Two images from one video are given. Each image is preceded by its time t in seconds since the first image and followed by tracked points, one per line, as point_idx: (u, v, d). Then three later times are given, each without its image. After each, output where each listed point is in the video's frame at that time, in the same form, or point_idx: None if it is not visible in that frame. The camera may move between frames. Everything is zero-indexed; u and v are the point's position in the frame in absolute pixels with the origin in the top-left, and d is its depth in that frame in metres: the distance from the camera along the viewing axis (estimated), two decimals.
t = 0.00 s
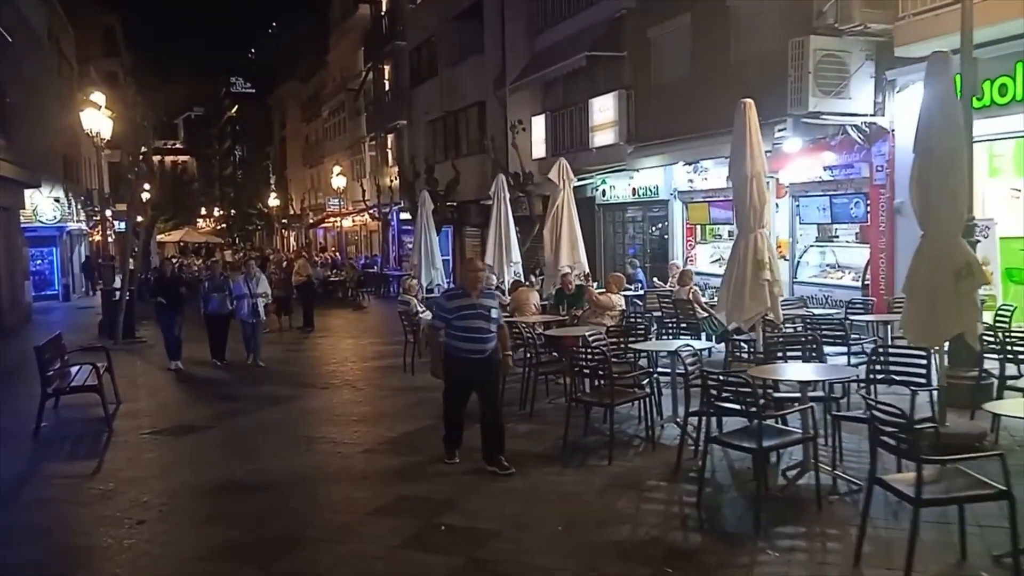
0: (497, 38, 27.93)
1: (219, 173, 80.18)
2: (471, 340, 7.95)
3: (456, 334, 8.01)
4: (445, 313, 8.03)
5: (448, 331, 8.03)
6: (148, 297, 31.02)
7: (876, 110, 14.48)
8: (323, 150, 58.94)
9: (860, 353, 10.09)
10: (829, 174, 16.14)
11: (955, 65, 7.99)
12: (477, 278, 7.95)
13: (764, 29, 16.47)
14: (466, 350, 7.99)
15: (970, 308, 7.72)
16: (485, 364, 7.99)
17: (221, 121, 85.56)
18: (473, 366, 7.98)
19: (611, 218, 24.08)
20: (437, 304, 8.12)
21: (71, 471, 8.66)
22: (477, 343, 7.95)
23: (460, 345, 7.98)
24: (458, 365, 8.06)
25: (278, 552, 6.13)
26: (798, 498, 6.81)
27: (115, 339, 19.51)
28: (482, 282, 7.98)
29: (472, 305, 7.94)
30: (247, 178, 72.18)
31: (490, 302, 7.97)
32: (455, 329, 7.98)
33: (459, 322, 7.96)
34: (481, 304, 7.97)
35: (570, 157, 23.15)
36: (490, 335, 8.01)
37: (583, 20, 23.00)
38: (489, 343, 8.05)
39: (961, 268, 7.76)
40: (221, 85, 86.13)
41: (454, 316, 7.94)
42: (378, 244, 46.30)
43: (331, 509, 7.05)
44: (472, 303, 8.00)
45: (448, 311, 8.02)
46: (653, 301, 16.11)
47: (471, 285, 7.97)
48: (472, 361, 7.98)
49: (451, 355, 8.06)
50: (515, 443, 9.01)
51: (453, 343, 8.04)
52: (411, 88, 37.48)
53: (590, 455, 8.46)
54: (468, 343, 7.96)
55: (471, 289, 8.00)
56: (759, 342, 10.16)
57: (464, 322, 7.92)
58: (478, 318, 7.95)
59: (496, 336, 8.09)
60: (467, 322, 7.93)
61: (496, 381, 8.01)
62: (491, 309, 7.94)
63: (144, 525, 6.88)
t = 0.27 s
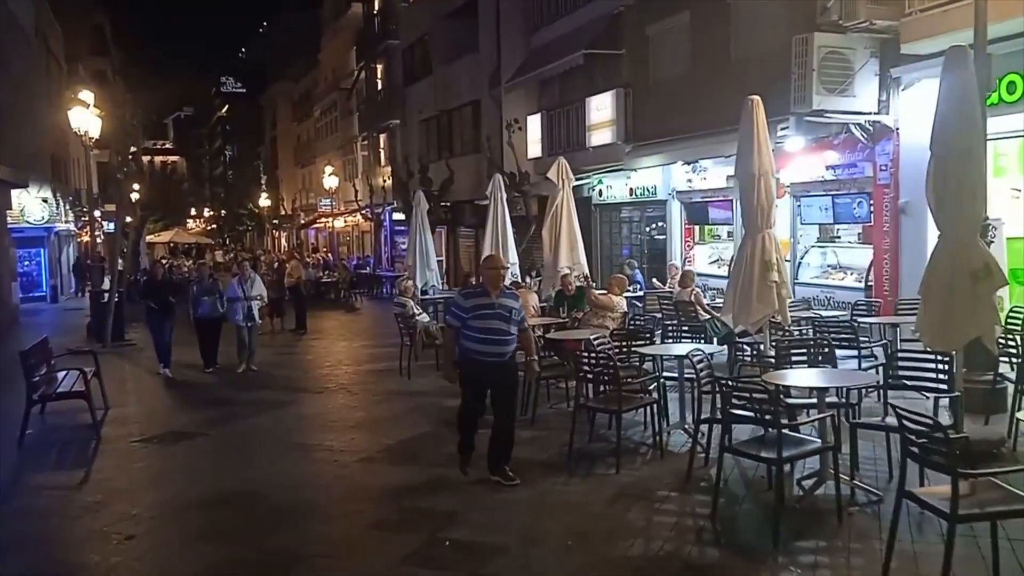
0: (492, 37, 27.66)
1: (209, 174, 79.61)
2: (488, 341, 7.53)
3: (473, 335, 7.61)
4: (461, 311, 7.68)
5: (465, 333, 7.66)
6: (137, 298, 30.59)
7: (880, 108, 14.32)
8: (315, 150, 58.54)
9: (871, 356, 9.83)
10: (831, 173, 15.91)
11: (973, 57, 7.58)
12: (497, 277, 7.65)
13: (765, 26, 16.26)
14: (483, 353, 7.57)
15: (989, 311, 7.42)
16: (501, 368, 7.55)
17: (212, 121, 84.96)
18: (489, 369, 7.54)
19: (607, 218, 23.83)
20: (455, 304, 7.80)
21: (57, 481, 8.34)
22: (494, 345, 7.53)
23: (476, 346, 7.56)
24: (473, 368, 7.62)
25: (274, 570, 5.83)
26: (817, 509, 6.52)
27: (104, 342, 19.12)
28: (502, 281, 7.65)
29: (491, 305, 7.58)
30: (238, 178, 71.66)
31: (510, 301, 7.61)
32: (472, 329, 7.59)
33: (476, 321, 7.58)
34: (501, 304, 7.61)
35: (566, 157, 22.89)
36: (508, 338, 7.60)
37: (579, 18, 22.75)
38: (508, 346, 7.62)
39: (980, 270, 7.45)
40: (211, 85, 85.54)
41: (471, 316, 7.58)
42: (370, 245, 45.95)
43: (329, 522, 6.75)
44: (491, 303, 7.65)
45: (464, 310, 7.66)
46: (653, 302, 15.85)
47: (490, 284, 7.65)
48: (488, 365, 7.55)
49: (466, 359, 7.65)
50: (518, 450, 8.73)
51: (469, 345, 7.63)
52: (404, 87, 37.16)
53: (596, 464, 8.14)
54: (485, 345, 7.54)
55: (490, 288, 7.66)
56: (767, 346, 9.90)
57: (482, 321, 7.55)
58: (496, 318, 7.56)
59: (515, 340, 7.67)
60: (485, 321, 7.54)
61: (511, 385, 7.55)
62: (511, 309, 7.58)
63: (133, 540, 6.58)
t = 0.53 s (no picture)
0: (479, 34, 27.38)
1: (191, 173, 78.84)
2: (492, 353, 6.92)
3: (475, 347, 6.99)
4: (461, 321, 7.04)
5: (465, 345, 7.03)
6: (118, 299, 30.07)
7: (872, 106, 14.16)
8: (299, 150, 58.04)
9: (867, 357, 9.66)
10: (822, 172, 15.77)
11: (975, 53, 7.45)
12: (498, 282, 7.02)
13: (756, 24, 16.09)
14: (488, 366, 6.95)
15: (992, 311, 7.23)
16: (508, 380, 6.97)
17: (193, 120, 84.11)
18: (493, 383, 6.93)
19: (595, 217, 23.64)
20: (452, 314, 7.14)
21: (30, 491, 8.01)
22: (498, 356, 6.93)
23: (480, 359, 6.94)
24: (475, 382, 6.99)
25: None
26: (821, 518, 6.31)
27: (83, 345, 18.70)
28: (503, 287, 7.05)
29: (494, 313, 6.97)
30: (221, 178, 70.95)
31: (513, 308, 7.03)
32: (473, 340, 6.96)
33: (478, 332, 6.96)
34: (503, 311, 7.01)
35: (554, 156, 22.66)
36: (513, 346, 7.03)
37: (567, 15, 22.52)
38: (512, 356, 7.03)
39: (983, 269, 7.27)
40: (193, 84, 84.67)
41: (474, 327, 6.93)
42: (355, 245, 45.57)
43: (314, 533, 6.49)
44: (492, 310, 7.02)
45: (464, 320, 7.03)
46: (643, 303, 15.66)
47: (491, 290, 7.04)
48: (493, 379, 6.93)
49: (468, 373, 7.02)
50: (509, 455, 8.48)
51: (470, 357, 7.00)
52: (389, 85, 36.79)
53: (590, 470, 7.89)
54: (489, 357, 6.91)
55: (490, 294, 7.04)
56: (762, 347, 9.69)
57: (485, 332, 6.93)
58: (500, 327, 6.97)
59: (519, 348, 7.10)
60: (488, 331, 6.94)
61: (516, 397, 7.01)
62: (515, 316, 7.01)
63: (107, 555, 6.26)
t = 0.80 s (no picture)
0: (472, 32, 27.10)
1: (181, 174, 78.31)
2: (499, 359, 6.42)
3: (479, 355, 6.48)
4: (460, 328, 6.52)
5: (467, 353, 6.51)
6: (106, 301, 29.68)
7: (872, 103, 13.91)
8: (290, 150, 57.66)
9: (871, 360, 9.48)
10: (821, 171, 15.56)
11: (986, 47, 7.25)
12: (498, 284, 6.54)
13: (754, 20, 15.88)
14: (493, 373, 6.43)
15: (1005, 311, 6.91)
16: (515, 386, 6.46)
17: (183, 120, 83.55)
18: (504, 391, 6.42)
19: (590, 218, 23.46)
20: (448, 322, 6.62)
21: (9, 499, 7.71)
22: (505, 363, 6.43)
23: (487, 368, 6.42)
24: (482, 393, 6.46)
25: None
26: (832, 527, 6.08)
27: (71, 348, 18.41)
28: (503, 289, 6.59)
29: (496, 317, 6.47)
30: (211, 178, 70.46)
31: (515, 309, 6.56)
32: (477, 348, 6.45)
33: (481, 338, 6.45)
34: (506, 315, 6.53)
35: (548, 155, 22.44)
36: (519, 351, 6.54)
37: (562, 11, 22.28)
38: (518, 362, 6.53)
39: (997, 267, 6.96)
40: (184, 84, 84.12)
41: (477, 332, 6.43)
42: (347, 246, 45.27)
43: (305, 543, 6.23)
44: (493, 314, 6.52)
45: (465, 327, 6.51)
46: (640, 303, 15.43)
47: (489, 293, 6.54)
48: (502, 387, 6.43)
49: (473, 384, 6.50)
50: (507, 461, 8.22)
51: (474, 367, 6.49)
52: (382, 84, 36.47)
53: (590, 477, 7.63)
54: (495, 365, 6.41)
55: (490, 296, 6.55)
56: (765, 349, 9.45)
57: (487, 338, 6.43)
58: (504, 331, 6.48)
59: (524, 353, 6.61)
60: (492, 337, 6.44)
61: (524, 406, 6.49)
62: (519, 318, 6.54)
63: (87, 568, 5.97)
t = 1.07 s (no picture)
0: (470, 29, 26.77)
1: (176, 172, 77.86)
2: (523, 370, 6.01)
3: (500, 364, 6.04)
4: (480, 334, 6.08)
5: (487, 363, 6.06)
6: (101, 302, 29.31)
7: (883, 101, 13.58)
8: (286, 149, 57.26)
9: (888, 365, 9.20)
10: (829, 170, 15.28)
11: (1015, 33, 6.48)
12: (521, 288, 6.09)
13: (760, 16, 15.58)
14: (514, 385, 6.02)
15: None
16: (537, 400, 6.07)
17: (179, 119, 83.07)
18: (524, 404, 6.04)
19: (591, 217, 23.18)
20: (466, 327, 6.16)
21: None
22: (530, 373, 6.02)
23: (509, 378, 6.01)
24: (503, 405, 6.06)
25: None
26: (862, 545, 5.77)
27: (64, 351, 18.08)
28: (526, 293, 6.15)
29: (520, 324, 6.04)
30: (207, 177, 70.00)
31: (539, 316, 6.12)
32: (498, 357, 6.02)
33: (503, 347, 6.01)
34: (528, 322, 6.09)
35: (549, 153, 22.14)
36: (543, 361, 6.12)
37: (562, 8, 21.96)
38: (541, 373, 6.12)
39: None
40: (179, 82, 83.63)
41: (499, 341, 6.00)
42: (344, 245, 44.93)
43: (305, 563, 5.94)
44: (515, 321, 6.08)
45: (485, 334, 6.06)
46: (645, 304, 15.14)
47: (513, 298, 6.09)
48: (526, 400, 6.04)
49: (493, 396, 6.07)
50: (515, 472, 7.91)
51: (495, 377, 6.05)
52: (379, 82, 36.09)
53: (603, 489, 7.35)
54: (519, 375, 6.00)
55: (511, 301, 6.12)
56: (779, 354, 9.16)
57: (512, 347, 6.01)
58: (527, 339, 6.07)
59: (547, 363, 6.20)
60: (515, 345, 6.02)
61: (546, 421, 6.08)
62: (542, 326, 6.11)
63: None
